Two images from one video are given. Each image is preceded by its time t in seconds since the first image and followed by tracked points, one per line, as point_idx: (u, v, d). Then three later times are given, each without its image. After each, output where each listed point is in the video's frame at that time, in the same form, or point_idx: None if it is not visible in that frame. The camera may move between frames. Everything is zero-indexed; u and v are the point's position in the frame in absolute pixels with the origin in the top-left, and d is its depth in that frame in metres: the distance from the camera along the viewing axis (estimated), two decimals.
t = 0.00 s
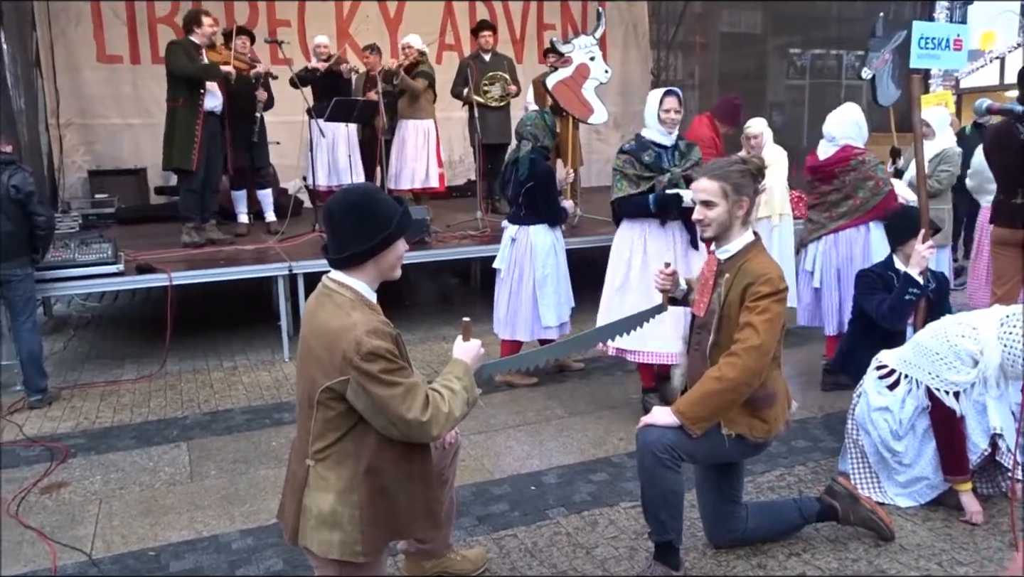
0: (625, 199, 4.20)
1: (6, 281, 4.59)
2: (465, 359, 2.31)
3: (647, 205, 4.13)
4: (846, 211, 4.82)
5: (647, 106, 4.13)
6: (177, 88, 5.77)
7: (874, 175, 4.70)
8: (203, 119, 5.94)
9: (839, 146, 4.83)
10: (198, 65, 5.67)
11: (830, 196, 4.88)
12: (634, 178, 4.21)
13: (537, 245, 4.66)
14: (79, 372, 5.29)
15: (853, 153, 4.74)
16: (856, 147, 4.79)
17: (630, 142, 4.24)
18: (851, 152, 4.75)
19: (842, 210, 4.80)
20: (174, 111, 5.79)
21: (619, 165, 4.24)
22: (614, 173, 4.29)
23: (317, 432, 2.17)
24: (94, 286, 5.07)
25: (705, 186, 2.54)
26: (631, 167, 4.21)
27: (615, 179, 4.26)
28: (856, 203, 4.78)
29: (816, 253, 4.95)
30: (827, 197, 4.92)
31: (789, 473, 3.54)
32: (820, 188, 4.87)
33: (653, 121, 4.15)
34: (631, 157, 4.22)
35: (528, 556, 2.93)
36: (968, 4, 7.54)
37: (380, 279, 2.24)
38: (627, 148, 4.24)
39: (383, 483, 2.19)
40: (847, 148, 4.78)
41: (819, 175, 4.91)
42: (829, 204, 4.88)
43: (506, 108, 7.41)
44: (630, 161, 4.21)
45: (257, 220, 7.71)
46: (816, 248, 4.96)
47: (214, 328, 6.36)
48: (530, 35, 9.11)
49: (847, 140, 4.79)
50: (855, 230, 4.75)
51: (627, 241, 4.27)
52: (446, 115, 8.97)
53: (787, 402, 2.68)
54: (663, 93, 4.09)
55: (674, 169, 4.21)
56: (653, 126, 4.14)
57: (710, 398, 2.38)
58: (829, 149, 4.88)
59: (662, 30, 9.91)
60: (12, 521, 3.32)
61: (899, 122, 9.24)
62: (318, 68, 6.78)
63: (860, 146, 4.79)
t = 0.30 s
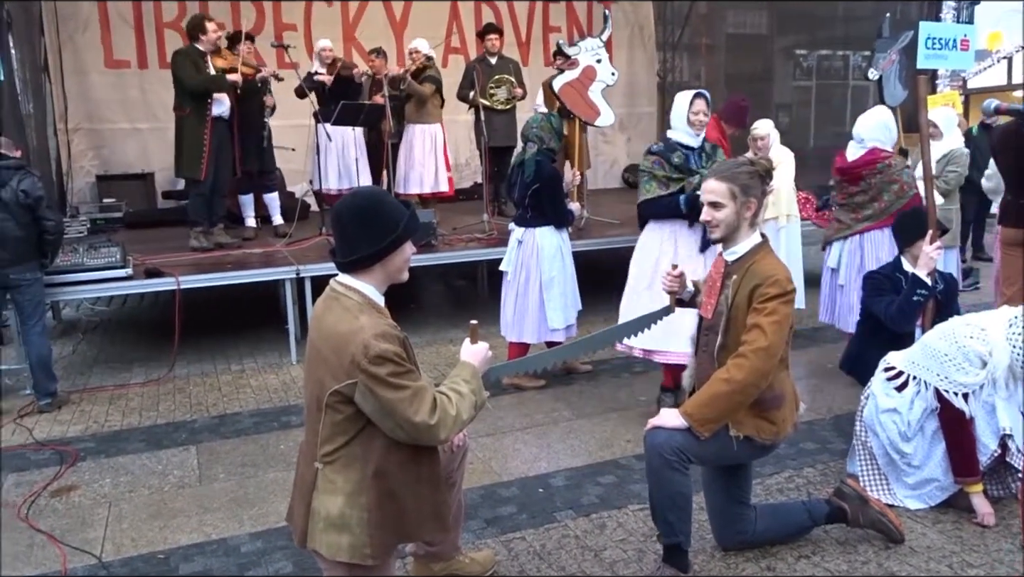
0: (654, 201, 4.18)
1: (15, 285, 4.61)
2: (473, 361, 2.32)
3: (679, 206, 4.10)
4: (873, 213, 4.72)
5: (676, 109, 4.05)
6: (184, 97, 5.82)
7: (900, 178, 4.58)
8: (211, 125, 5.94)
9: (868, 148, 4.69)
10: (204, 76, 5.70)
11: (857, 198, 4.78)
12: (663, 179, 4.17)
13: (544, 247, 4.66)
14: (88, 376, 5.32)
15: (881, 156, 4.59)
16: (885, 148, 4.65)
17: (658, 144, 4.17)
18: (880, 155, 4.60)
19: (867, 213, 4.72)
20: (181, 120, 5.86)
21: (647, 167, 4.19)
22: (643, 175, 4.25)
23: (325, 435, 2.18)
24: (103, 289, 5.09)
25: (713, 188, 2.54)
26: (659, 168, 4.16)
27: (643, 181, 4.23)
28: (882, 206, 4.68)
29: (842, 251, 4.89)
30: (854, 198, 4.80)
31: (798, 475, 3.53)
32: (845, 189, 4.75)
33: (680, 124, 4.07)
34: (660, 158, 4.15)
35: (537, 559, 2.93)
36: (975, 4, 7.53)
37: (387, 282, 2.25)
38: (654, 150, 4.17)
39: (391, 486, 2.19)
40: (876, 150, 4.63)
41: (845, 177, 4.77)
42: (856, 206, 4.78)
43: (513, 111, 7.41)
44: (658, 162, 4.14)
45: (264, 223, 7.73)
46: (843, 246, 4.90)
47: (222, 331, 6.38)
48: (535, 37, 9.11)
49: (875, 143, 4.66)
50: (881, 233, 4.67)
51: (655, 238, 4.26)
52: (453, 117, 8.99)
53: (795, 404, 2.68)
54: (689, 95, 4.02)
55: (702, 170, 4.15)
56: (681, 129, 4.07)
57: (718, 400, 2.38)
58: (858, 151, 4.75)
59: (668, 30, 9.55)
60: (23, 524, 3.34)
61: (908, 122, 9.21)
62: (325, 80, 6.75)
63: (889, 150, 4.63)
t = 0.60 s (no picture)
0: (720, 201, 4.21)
1: (25, 286, 4.63)
2: (481, 363, 2.32)
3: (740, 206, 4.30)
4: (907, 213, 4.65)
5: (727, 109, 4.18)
6: (192, 98, 5.83)
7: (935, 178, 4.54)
8: (219, 126, 5.97)
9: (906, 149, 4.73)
10: (215, 77, 5.74)
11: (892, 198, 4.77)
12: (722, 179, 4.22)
13: (551, 249, 4.65)
14: (97, 377, 5.34)
15: (916, 157, 4.64)
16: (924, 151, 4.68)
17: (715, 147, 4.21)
18: (915, 156, 4.65)
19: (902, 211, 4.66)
20: (190, 121, 5.86)
21: (706, 168, 4.20)
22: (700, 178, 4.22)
23: (333, 436, 2.18)
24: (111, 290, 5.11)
25: (721, 190, 2.53)
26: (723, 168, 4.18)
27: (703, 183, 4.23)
28: (915, 206, 4.61)
29: (875, 248, 4.78)
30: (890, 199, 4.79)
31: (806, 478, 3.52)
32: (882, 189, 4.75)
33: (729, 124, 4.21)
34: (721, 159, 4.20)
35: (544, 561, 2.93)
36: (984, 5, 7.50)
37: (395, 283, 2.25)
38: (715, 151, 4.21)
39: (398, 487, 2.19)
40: (912, 151, 4.68)
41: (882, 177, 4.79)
42: (891, 205, 4.74)
43: (520, 113, 7.41)
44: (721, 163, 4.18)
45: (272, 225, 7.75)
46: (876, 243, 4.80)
47: (229, 332, 6.39)
48: (543, 40, 9.12)
49: (913, 145, 4.69)
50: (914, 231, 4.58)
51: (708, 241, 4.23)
52: (460, 120, 9.00)
53: (804, 406, 2.66)
54: (729, 98, 4.21)
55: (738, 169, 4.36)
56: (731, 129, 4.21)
57: (727, 403, 2.37)
58: (895, 153, 4.81)
59: (677, 33, 9.79)
60: (31, 524, 3.36)
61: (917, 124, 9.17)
62: (338, 77, 6.79)
63: (926, 151, 4.68)
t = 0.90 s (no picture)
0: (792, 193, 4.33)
1: (29, 285, 4.64)
2: (485, 363, 2.31)
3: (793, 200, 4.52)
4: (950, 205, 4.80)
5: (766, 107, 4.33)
6: (197, 95, 5.85)
7: (973, 174, 4.78)
8: (224, 125, 5.98)
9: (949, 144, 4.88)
10: (220, 76, 5.76)
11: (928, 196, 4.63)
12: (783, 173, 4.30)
13: (555, 249, 4.65)
14: (101, 376, 5.34)
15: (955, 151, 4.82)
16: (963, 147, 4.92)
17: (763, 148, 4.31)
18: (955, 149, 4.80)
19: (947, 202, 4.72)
20: (194, 117, 5.87)
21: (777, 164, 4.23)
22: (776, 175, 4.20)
23: (337, 436, 2.18)
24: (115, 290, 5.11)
25: (726, 190, 2.52)
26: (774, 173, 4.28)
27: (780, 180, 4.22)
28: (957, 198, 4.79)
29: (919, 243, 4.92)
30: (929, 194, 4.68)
31: (810, 479, 3.51)
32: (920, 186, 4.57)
33: (769, 121, 4.38)
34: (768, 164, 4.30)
35: (547, 561, 2.93)
36: (989, 5, 7.49)
37: (400, 283, 2.25)
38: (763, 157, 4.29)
39: (402, 487, 2.19)
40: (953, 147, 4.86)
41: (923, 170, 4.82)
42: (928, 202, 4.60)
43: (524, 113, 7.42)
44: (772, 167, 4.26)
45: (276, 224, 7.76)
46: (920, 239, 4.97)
47: (233, 332, 6.40)
48: (547, 40, 9.11)
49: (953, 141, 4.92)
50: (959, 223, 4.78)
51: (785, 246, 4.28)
52: (465, 120, 9.01)
53: (808, 407, 2.66)
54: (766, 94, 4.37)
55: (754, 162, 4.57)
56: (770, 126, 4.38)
57: (731, 404, 2.37)
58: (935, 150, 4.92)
59: (680, 33, 9.55)
60: (36, 522, 3.36)
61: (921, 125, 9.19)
62: (339, 82, 6.82)
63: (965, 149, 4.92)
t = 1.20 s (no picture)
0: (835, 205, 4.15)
1: (35, 282, 4.64)
2: (490, 361, 2.31)
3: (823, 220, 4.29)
4: (989, 209, 4.85)
5: (813, 108, 4.17)
6: (201, 93, 5.86)
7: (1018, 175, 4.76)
8: (228, 123, 5.98)
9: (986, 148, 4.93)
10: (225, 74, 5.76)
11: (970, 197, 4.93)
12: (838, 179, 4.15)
13: (558, 248, 4.65)
14: (106, 373, 5.36)
15: (997, 154, 4.79)
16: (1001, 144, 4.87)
17: (810, 148, 4.12)
18: (998, 153, 4.79)
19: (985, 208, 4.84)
20: (199, 115, 5.88)
21: (832, 169, 4.10)
22: (828, 180, 4.10)
23: (342, 434, 2.18)
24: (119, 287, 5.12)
25: (732, 189, 2.52)
26: (825, 173, 4.10)
27: (837, 183, 4.12)
28: (999, 201, 4.82)
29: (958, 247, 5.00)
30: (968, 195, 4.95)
31: (815, 480, 3.50)
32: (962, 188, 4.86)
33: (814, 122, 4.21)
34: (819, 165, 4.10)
35: (550, 560, 2.92)
36: (996, 5, 7.47)
37: (405, 282, 2.25)
38: (812, 157, 4.09)
39: (406, 485, 2.19)
40: (994, 148, 4.81)
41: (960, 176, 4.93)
42: (971, 203, 4.91)
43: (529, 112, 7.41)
44: (823, 168, 4.09)
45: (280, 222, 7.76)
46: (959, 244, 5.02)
47: (238, 329, 6.41)
48: (552, 39, 9.11)
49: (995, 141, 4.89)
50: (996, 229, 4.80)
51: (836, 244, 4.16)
52: (469, 118, 9.01)
53: (813, 407, 2.65)
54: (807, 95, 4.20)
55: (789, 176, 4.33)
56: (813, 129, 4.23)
57: (736, 403, 2.36)
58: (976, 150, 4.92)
59: (686, 32, 9.68)
60: (40, 518, 3.37)
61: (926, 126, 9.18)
62: (345, 78, 6.84)
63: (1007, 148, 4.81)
